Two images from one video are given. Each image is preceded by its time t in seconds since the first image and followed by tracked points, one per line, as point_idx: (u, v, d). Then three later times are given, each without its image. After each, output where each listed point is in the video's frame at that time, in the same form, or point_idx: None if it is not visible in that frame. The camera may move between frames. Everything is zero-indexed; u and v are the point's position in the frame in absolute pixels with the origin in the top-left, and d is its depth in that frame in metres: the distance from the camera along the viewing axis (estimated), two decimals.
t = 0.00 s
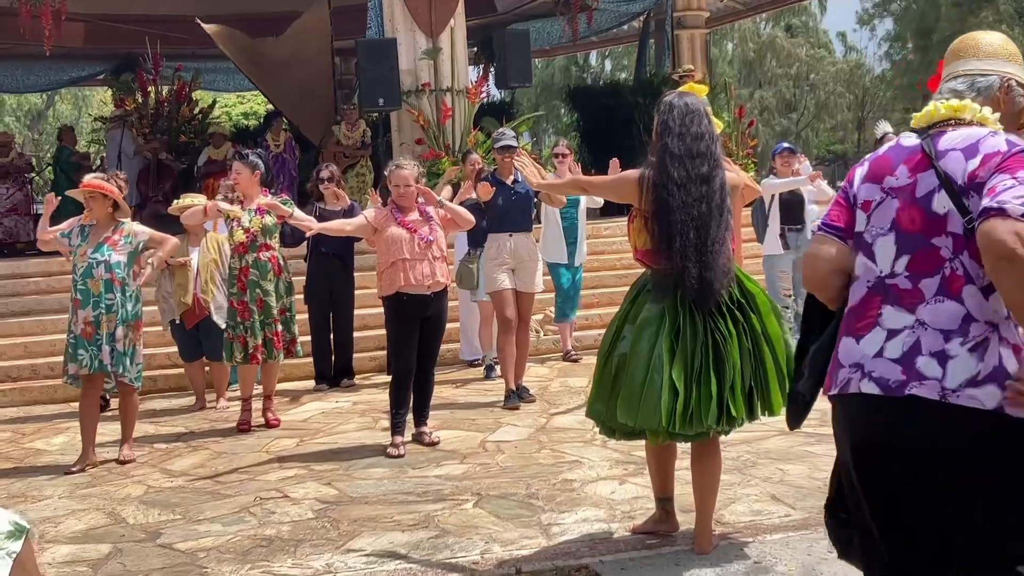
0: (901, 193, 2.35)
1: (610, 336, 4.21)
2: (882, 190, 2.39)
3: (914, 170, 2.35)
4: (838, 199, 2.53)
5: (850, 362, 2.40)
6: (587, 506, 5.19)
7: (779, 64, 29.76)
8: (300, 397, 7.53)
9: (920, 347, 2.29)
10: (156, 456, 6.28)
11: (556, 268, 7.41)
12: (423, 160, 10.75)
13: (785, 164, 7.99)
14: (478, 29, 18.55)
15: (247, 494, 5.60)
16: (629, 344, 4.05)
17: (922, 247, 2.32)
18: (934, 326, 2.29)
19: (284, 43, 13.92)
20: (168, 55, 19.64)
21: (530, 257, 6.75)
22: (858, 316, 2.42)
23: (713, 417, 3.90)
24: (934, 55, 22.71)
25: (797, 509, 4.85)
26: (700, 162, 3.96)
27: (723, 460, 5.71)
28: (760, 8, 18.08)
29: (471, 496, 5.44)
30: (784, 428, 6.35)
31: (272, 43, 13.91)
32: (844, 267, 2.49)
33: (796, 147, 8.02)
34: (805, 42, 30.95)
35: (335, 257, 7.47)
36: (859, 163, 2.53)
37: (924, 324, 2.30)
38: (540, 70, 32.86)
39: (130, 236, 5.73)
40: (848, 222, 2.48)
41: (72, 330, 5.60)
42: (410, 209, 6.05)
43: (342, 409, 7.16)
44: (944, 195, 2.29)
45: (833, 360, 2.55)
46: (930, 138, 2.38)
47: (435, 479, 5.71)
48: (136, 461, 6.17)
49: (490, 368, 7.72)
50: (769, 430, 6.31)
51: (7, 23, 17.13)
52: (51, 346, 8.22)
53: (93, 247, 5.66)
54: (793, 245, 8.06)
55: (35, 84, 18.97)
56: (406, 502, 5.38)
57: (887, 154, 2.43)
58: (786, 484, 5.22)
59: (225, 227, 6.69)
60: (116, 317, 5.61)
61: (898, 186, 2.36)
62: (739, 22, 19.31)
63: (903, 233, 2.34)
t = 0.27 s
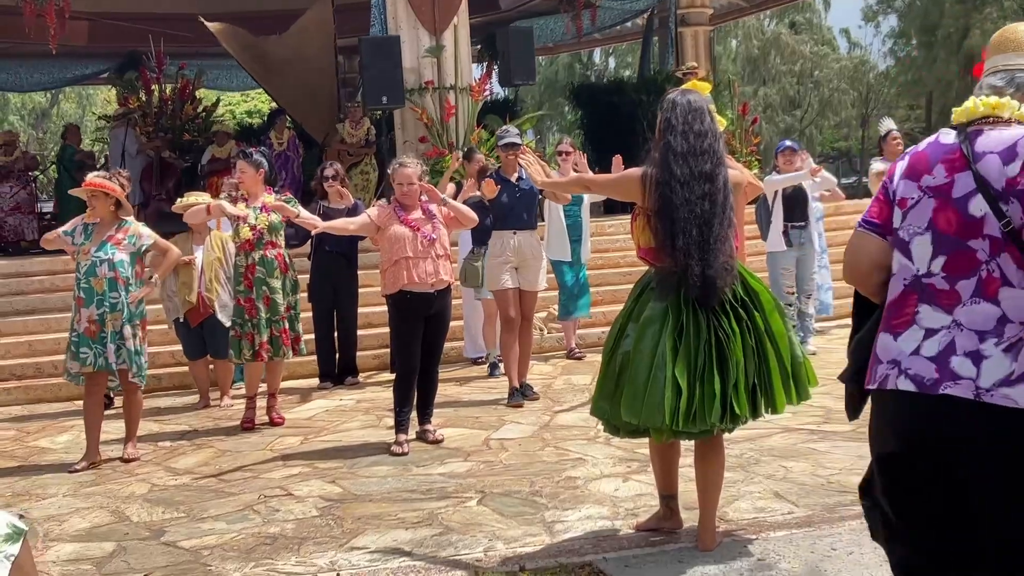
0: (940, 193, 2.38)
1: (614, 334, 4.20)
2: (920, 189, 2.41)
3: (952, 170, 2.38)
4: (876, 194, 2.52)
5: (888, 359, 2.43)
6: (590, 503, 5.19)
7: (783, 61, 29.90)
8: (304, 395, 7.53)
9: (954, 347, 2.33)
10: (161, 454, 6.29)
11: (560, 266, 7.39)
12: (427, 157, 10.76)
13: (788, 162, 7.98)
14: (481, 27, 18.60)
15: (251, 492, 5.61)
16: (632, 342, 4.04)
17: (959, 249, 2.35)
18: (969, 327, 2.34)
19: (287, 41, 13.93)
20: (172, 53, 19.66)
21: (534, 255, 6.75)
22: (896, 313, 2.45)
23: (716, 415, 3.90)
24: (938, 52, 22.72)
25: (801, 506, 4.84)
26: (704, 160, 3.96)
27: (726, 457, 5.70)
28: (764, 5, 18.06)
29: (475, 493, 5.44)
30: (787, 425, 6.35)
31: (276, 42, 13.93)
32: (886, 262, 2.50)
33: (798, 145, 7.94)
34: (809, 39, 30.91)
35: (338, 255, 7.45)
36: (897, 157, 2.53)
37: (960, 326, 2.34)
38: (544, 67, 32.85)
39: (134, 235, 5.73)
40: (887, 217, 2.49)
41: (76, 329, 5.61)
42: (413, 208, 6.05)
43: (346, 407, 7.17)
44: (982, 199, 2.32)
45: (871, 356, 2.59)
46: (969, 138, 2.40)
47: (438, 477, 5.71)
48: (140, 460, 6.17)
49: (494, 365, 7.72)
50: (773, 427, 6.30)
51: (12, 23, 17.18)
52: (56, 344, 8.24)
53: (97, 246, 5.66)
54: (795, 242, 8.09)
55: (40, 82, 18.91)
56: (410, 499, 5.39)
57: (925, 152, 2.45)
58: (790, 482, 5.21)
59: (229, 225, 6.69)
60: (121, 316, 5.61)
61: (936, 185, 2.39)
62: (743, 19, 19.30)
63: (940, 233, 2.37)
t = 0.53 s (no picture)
0: (979, 187, 2.65)
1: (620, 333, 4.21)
2: (959, 184, 2.68)
3: (993, 167, 2.63)
4: (917, 191, 2.80)
5: (924, 350, 2.73)
6: (597, 502, 5.19)
7: (788, 59, 29.66)
8: (309, 394, 7.54)
9: (989, 339, 2.63)
10: (167, 453, 6.30)
11: (564, 264, 7.38)
12: (432, 156, 10.74)
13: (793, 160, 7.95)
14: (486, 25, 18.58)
15: (257, 490, 5.62)
16: (638, 340, 4.05)
17: (995, 245, 2.63)
18: (1003, 320, 2.63)
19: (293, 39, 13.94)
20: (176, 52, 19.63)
21: (539, 253, 6.76)
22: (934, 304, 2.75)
23: (724, 413, 3.90)
24: (943, 50, 22.66)
25: (807, 504, 4.84)
26: (709, 158, 3.97)
27: (733, 455, 5.70)
28: (769, 3, 18.00)
29: (481, 491, 5.44)
30: (793, 423, 6.35)
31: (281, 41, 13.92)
32: (923, 253, 2.79)
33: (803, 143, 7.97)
34: (814, 36, 30.83)
35: (344, 254, 7.45)
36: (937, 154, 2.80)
37: (995, 319, 2.64)
38: (548, 65, 32.76)
39: (141, 234, 5.73)
40: (926, 214, 2.78)
41: (83, 328, 5.61)
42: (419, 206, 6.07)
43: (352, 405, 7.17)
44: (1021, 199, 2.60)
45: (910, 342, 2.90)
46: (1008, 137, 2.65)
47: (444, 475, 5.72)
48: (147, 458, 6.18)
49: (500, 363, 7.71)
50: (779, 425, 6.30)
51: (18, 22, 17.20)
52: (62, 343, 8.24)
53: (104, 245, 5.67)
54: (801, 240, 8.07)
55: (46, 80, 18.98)
56: (416, 498, 5.39)
57: (964, 146, 2.71)
58: (796, 479, 5.21)
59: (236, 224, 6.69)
60: (127, 315, 5.60)
61: (976, 179, 2.65)
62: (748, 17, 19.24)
63: (978, 228, 2.65)
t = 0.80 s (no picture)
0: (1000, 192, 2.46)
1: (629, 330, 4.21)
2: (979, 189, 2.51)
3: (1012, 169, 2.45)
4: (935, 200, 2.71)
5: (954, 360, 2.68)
6: (606, 499, 5.19)
7: (796, 55, 29.60)
8: (317, 391, 7.55)
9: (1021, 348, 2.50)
10: (176, 450, 6.31)
11: (572, 262, 7.36)
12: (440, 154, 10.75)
13: (800, 157, 7.94)
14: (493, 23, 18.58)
15: (267, 488, 5.63)
16: (648, 338, 4.05)
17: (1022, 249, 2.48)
18: None
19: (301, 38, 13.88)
20: (183, 50, 19.65)
21: (547, 250, 6.76)
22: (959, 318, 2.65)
23: (733, 410, 3.90)
24: (952, 46, 22.59)
25: (816, 501, 4.84)
26: (719, 156, 3.97)
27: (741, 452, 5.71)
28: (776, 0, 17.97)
29: (490, 489, 5.45)
30: (801, 420, 6.34)
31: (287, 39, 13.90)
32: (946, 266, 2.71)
33: (810, 140, 7.97)
34: (821, 32, 30.75)
35: (352, 251, 7.47)
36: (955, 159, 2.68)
37: None
38: (556, 62, 32.75)
39: (151, 233, 5.74)
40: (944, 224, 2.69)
41: (93, 326, 5.63)
42: (427, 203, 6.07)
43: (360, 402, 7.18)
44: None
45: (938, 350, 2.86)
46: None
47: (453, 473, 5.73)
48: (156, 456, 6.19)
49: (509, 361, 7.72)
50: (787, 422, 6.30)
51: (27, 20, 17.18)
52: (71, 341, 8.26)
53: (114, 243, 5.68)
54: (810, 237, 8.05)
55: (53, 79, 18.73)
56: (425, 495, 5.40)
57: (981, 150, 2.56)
58: (805, 477, 5.21)
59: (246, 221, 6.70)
60: (136, 313, 5.61)
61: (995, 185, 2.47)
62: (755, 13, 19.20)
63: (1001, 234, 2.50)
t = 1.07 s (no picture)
0: None
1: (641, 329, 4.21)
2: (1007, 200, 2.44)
3: None
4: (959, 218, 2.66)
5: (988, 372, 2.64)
6: (618, 497, 5.20)
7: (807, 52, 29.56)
8: (328, 389, 7.56)
9: None
10: (188, 447, 6.33)
11: (582, 260, 7.36)
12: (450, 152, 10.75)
13: (811, 155, 7.93)
14: (504, 21, 18.59)
15: (278, 485, 5.64)
16: (660, 336, 4.05)
17: None
18: None
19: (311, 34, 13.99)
20: (194, 48, 19.67)
21: (557, 248, 6.75)
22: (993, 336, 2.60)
23: (746, 409, 3.90)
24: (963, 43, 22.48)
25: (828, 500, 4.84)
26: (732, 153, 3.94)
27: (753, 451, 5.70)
28: None
29: (501, 487, 5.45)
30: (811, 419, 6.33)
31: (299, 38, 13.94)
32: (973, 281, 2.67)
33: (821, 138, 7.96)
34: (833, 29, 30.55)
35: (364, 249, 7.47)
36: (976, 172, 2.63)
37: None
38: (566, 59, 32.70)
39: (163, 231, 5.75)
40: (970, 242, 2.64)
41: (105, 323, 5.64)
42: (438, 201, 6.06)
43: (371, 400, 7.19)
44: None
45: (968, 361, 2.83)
46: None
47: (464, 471, 5.73)
48: (168, 453, 6.21)
49: (519, 359, 7.72)
50: (798, 421, 6.29)
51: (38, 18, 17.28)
52: (82, 339, 8.28)
53: (126, 241, 5.69)
54: (821, 235, 8.03)
55: (63, 77, 18.64)
56: (436, 493, 5.41)
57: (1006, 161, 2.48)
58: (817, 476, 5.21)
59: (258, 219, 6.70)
60: (149, 310, 5.63)
61: None
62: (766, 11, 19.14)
63: None
